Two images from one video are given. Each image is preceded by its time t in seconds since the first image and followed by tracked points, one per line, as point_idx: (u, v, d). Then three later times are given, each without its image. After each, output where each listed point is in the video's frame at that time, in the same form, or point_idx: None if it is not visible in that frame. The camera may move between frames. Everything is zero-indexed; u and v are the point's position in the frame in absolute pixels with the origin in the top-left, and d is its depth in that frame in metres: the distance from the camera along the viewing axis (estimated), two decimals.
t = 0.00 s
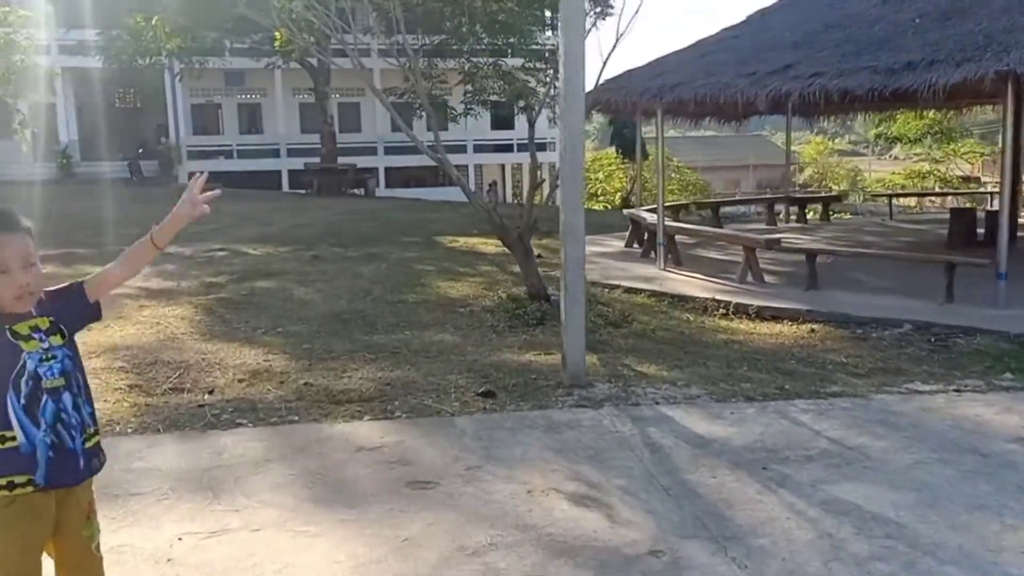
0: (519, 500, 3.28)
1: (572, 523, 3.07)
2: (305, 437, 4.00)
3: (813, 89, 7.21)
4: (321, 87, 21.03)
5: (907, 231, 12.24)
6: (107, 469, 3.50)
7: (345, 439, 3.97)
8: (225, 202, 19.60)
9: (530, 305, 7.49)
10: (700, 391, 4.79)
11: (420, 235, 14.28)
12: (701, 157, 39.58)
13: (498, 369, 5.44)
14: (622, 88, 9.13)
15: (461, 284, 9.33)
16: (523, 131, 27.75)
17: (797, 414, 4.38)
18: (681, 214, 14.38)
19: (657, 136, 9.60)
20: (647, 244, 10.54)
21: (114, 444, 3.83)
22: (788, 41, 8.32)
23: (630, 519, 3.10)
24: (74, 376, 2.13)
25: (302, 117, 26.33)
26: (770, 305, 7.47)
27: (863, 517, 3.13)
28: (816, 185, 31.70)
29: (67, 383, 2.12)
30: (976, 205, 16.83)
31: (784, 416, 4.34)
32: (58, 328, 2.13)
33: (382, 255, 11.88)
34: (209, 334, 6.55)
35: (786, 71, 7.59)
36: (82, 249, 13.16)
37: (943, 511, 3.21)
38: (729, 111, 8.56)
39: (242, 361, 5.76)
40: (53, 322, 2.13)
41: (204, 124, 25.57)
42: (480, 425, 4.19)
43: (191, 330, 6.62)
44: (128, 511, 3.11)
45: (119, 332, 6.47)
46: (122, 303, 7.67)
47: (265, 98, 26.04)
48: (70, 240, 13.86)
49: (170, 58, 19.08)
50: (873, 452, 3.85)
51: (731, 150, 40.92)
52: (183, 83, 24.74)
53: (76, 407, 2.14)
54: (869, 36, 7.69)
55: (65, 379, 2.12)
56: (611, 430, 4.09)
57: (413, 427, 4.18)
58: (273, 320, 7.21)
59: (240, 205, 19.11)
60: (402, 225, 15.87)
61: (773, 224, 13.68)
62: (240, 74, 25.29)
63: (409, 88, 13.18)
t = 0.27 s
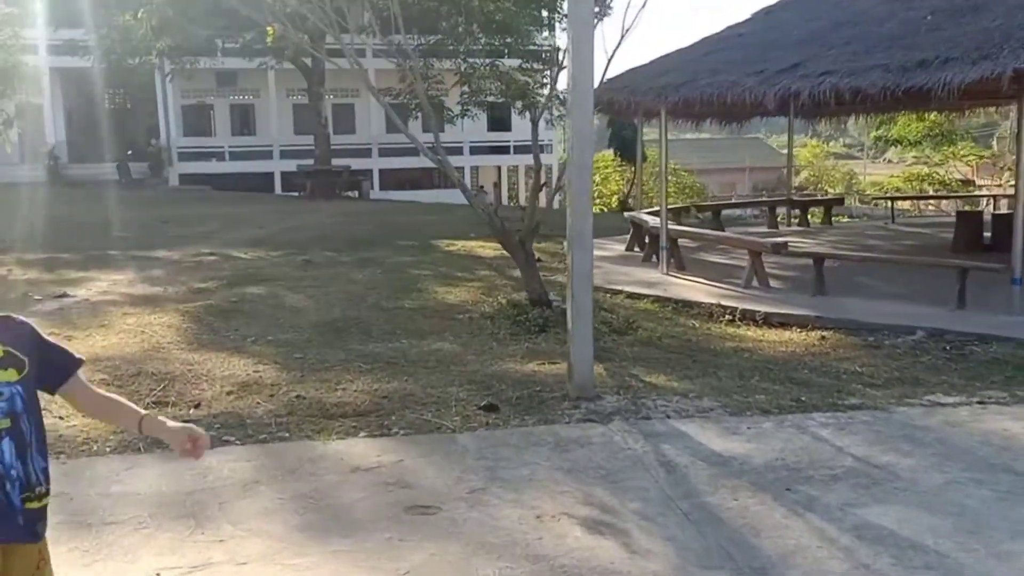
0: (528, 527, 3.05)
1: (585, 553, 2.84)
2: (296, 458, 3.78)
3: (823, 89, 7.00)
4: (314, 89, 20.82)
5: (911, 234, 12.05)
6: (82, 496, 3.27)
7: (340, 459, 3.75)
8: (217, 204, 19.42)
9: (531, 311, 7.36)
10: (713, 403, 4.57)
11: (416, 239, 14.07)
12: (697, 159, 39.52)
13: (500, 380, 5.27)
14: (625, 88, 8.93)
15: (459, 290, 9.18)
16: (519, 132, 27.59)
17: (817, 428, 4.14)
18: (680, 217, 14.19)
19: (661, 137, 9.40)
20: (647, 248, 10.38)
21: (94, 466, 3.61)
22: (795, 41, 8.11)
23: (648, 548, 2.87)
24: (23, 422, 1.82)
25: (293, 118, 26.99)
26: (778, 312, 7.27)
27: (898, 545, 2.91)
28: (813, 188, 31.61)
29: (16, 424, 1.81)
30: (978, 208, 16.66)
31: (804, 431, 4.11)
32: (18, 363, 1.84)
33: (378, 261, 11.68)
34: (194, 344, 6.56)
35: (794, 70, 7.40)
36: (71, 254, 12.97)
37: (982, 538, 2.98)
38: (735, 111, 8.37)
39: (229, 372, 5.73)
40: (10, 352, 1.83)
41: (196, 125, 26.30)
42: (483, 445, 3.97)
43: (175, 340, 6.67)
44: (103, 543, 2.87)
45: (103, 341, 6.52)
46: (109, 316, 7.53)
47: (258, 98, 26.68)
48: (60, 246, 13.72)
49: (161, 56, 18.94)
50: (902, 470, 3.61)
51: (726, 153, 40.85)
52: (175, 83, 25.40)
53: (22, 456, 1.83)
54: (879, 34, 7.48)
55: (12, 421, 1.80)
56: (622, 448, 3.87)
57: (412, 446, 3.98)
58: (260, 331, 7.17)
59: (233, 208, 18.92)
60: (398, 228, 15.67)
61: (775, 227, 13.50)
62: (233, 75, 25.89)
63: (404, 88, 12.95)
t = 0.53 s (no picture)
0: (537, 556, 2.88)
1: None
2: (293, 479, 3.62)
3: (835, 92, 6.84)
4: (311, 89, 20.67)
5: (917, 237, 11.90)
6: (64, 522, 3.11)
7: (340, 481, 3.59)
8: (212, 206, 19.30)
9: (535, 319, 7.27)
10: (726, 417, 4.42)
11: (414, 242, 13.93)
12: (695, 159, 39.46)
13: (505, 391, 5.16)
14: (629, 90, 8.78)
15: (459, 296, 9.10)
16: (518, 133, 27.47)
17: (836, 444, 3.97)
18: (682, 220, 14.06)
19: (665, 140, 9.25)
20: (653, 253, 10.44)
21: (79, 490, 3.48)
22: (804, 42, 7.95)
23: None
24: None
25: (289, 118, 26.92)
26: (786, 318, 7.12)
27: None
28: (812, 189, 31.51)
29: None
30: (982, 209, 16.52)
31: (823, 448, 3.94)
32: None
33: (376, 265, 11.55)
34: (185, 355, 6.61)
35: (804, 72, 7.25)
36: (64, 258, 12.88)
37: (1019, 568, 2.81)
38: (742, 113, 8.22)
39: (222, 384, 5.68)
40: None
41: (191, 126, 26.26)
42: (488, 466, 3.81)
43: (167, 350, 6.77)
44: (84, 575, 2.71)
45: (92, 352, 6.58)
46: (105, 328, 7.55)
47: (253, 99, 26.61)
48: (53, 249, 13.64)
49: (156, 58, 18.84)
50: (928, 490, 3.44)
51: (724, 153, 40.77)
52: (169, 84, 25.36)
53: None
54: (891, 35, 7.32)
55: None
56: (634, 469, 3.71)
57: (415, 465, 3.86)
58: (251, 340, 7.18)
59: (229, 209, 18.80)
60: (396, 230, 15.54)
61: (777, 231, 13.37)
62: (229, 75, 25.80)
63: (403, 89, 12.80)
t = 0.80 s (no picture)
0: None
1: None
2: (282, 505, 3.58)
3: (846, 90, 6.61)
4: (308, 91, 20.51)
5: (927, 241, 11.68)
6: (33, 552, 3.13)
7: (330, 506, 3.52)
8: (209, 209, 19.14)
9: (540, 327, 7.08)
10: (743, 433, 4.22)
11: (414, 246, 13.73)
12: (697, 162, 39.33)
13: (510, 405, 4.99)
14: (633, 89, 8.58)
15: (458, 302, 9.01)
16: (519, 135, 27.26)
17: (861, 463, 3.75)
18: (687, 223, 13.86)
19: (671, 141, 9.04)
20: (659, 257, 10.33)
21: (49, 515, 3.56)
22: (813, 39, 7.73)
23: None
24: None
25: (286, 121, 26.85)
26: (798, 326, 6.93)
27: None
28: (816, 192, 31.33)
29: None
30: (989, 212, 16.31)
31: (847, 466, 3.71)
32: None
33: (375, 270, 11.39)
34: (172, 366, 6.48)
35: (814, 69, 7.01)
36: (57, 263, 12.74)
37: None
38: (751, 112, 7.99)
39: (211, 398, 5.57)
40: None
41: (187, 128, 26.23)
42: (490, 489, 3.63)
43: (152, 360, 6.65)
44: None
45: (73, 360, 6.55)
46: (89, 338, 7.37)
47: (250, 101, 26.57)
48: (44, 253, 13.55)
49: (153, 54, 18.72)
50: (965, 515, 3.21)
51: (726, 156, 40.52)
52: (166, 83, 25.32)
53: None
54: (903, 32, 7.10)
55: None
56: (645, 489, 3.51)
57: (412, 489, 3.71)
58: (242, 349, 7.04)
59: (226, 212, 18.65)
60: (396, 234, 15.38)
61: (784, 234, 13.19)
62: (225, 77, 25.70)
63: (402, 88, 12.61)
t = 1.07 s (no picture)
0: None
1: None
2: (275, 532, 3.35)
3: (862, 89, 6.35)
4: (308, 92, 20.28)
5: (941, 244, 11.41)
6: None
7: (326, 535, 3.28)
8: (208, 211, 18.91)
9: (545, 334, 6.81)
10: (766, 452, 3.96)
11: (415, 249, 13.47)
12: (700, 163, 39.09)
13: (516, 420, 4.72)
14: (639, 88, 8.32)
15: (461, 308, 8.75)
16: (521, 137, 27.00)
17: (896, 487, 3.48)
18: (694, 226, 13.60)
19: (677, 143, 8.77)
20: (666, 261, 10.05)
21: (25, 544, 3.33)
22: (825, 37, 7.47)
23: None
24: None
25: (286, 123, 26.63)
26: (815, 334, 6.67)
27: None
28: (821, 193, 31.07)
29: None
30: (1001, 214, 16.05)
31: (881, 491, 3.44)
32: None
33: (375, 274, 11.13)
34: (165, 376, 6.20)
35: (828, 68, 6.74)
36: (51, 266, 12.50)
37: None
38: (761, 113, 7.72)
39: (203, 411, 5.31)
40: None
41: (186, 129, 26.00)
42: (497, 517, 3.37)
43: (144, 369, 6.37)
44: None
45: (62, 371, 6.30)
46: (78, 346, 7.09)
47: (250, 102, 26.35)
48: (39, 257, 13.31)
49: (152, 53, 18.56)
50: (1014, 549, 2.95)
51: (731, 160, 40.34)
52: (165, 84, 25.11)
53: None
54: (919, 29, 6.83)
55: None
56: (663, 519, 3.25)
57: (414, 516, 3.45)
58: (238, 358, 6.77)
59: (225, 214, 18.41)
60: (397, 236, 15.14)
61: (793, 238, 12.93)
62: (224, 78, 25.48)
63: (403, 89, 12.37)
